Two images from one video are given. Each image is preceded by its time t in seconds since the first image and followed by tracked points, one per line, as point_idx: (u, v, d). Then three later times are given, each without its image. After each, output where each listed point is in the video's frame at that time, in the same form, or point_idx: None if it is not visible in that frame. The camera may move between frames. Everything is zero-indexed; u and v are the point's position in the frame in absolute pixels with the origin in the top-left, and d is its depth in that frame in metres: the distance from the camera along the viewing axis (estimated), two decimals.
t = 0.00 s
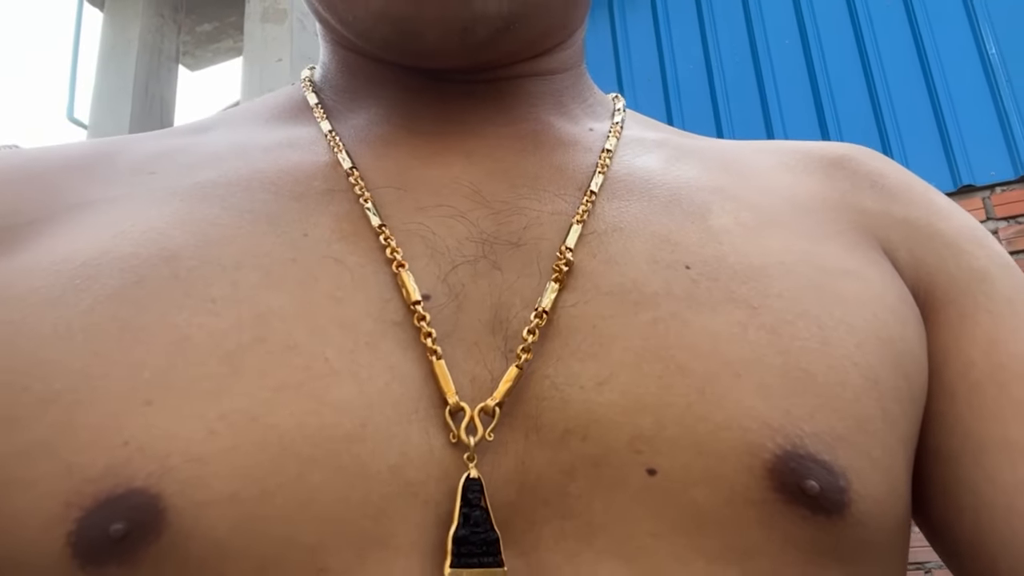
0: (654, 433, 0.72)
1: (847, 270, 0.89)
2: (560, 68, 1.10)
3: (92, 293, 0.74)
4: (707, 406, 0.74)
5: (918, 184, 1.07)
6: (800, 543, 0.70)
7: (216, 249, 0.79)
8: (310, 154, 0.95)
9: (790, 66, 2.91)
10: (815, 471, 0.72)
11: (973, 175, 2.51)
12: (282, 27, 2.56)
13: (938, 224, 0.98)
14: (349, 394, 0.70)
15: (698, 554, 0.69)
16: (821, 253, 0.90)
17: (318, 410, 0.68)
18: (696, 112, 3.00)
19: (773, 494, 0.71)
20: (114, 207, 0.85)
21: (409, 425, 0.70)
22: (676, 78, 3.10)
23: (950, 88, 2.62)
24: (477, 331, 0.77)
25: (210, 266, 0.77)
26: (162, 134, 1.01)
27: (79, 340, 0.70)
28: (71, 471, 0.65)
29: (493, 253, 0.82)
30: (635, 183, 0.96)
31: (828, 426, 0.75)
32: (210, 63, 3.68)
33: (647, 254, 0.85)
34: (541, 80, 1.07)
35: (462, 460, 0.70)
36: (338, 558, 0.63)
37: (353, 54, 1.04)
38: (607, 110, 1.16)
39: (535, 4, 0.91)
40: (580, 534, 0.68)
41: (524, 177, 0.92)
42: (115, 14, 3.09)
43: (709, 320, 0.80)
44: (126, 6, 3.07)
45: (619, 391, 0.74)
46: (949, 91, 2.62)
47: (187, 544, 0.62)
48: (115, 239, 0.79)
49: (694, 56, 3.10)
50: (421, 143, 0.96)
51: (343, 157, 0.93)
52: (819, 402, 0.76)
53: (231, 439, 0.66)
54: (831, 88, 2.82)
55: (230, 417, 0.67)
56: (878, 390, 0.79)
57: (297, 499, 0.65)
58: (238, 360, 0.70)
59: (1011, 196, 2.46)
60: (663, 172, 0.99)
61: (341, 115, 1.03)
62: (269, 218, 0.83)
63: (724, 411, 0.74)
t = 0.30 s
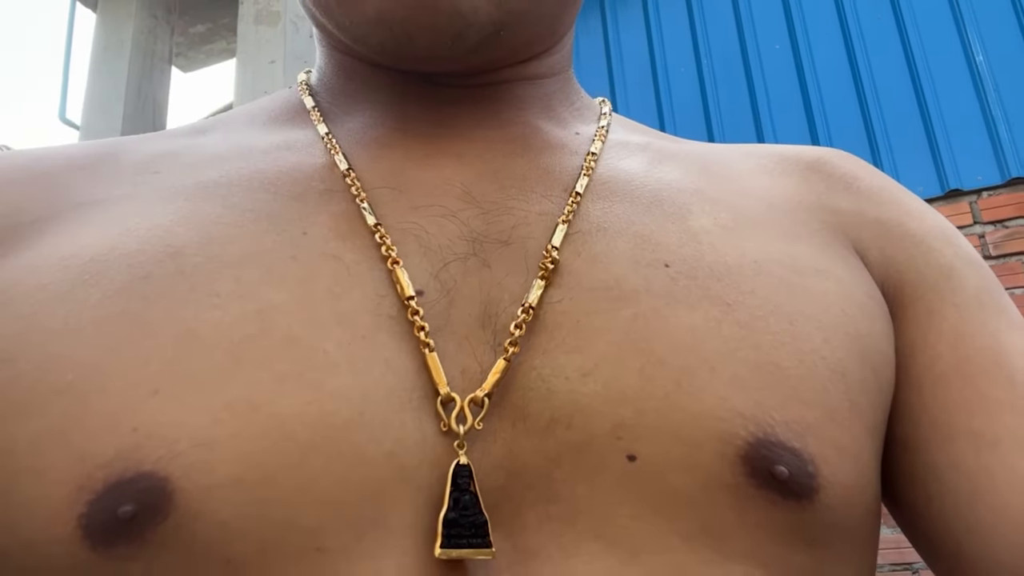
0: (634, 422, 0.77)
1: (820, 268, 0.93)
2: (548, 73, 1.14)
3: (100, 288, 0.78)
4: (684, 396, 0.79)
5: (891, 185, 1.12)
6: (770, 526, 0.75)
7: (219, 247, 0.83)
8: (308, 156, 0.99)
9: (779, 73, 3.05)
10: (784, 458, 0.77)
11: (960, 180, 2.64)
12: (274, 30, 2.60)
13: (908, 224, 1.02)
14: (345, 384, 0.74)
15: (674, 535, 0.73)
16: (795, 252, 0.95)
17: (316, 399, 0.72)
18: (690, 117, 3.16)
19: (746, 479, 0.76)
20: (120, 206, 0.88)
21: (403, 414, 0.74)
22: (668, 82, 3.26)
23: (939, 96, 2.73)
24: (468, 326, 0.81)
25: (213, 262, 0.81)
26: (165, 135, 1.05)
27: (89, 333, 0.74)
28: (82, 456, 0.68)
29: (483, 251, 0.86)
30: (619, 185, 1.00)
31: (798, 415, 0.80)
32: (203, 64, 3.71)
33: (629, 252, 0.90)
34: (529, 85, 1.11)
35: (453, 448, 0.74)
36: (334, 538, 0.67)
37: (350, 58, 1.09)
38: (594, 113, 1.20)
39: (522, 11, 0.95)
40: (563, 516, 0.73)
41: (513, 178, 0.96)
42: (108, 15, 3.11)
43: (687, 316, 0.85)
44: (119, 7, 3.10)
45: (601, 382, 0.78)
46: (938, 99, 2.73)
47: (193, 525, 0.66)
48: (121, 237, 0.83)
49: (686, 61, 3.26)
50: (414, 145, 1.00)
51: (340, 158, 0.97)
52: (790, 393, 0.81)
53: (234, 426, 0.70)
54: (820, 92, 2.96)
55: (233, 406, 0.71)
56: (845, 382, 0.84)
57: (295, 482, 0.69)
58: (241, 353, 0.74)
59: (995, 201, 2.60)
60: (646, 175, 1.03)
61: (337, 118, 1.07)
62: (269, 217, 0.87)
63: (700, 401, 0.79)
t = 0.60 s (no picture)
0: (616, 405, 0.80)
1: (796, 259, 0.97)
2: (536, 71, 1.17)
3: (102, 278, 0.81)
4: (665, 381, 0.82)
5: (867, 181, 1.15)
6: (746, 504, 0.78)
7: (216, 238, 0.86)
8: (302, 151, 1.02)
9: (770, 73, 3.10)
10: (760, 440, 0.80)
11: (949, 182, 2.69)
12: (267, 29, 2.62)
13: (882, 218, 1.06)
14: (339, 370, 0.77)
15: (654, 513, 0.76)
16: (773, 243, 0.99)
17: (312, 383, 0.75)
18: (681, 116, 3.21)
19: (723, 460, 0.79)
20: (119, 200, 0.91)
21: (395, 397, 0.77)
22: (660, 82, 3.31)
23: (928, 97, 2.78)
24: (457, 314, 0.84)
25: (212, 253, 0.84)
26: (162, 132, 1.08)
27: (92, 321, 0.77)
28: (86, 438, 0.71)
29: (472, 242, 0.89)
30: (604, 179, 1.04)
31: (773, 399, 0.83)
32: (196, 64, 3.73)
33: (613, 244, 0.93)
34: (517, 82, 1.15)
35: (443, 431, 0.77)
36: (329, 516, 0.70)
37: (344, 57, 1.12)
38: (582, 111, 1.23)
39: (511, 10, 0.98)
40: (548, 496, 0.76)
41: (501, 173, 1.00)
42: (100, 15, 3.12)
43: (668, 305, 0.88)
44: (112, 7, 3.11)
45: (585, 367, 0.82)
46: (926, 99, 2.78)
47: (193, 503, 0.69)
48: (122, 229, 0.86)
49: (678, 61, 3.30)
50: (405, 141, 1.03)
51: (333, 154, 1.00)
52: (766, 378, 0.84)
53: (233, 409, 0.73)
54: (810, 92, 3.01)
55: (232, 389, 0.74)
56: (819, 368, 0.87)
57: (291, 462, 0.72)
58: (238, 339, 0.77)
59: (984, 203, 2.64)
60: (630, 170, 1.07)
61: (331, 115, 1.10)
62: (266, 210, 0.90)
63: (680, 386, 0.82)
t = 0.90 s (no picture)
0: (608, 393, 0.82)
1: (783, 252, 1.00)
2: (530, 69, 1.20)
3: (108, 270, 0.83)
4: (655, 370, 0.85)
5: (853, 178, 1.18)
6: (733, 488, 0.81)
7: (219, 231, 0.88)
8: (301, 148, 1.04)
9: (762, 73, 3.14)
10: (746, 426, 0.83)
11: (939, 182, 2.72)
12: (262, 29, 2.64)
13: (866, 212, 1.09)
14: (339, 358, 0.79)
15: (644, 497, 0.79)
16: (760, 237, 1.02)
17: (313, 371, 0.78)
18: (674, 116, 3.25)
19: (712, 446, 0.82)
20: (123, 194, 0.93)
21: (394, 385, 0.80)
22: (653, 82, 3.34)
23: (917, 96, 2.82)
24: (454, 305, 0.86)
25: (215, 246, 0.86)
26: (162, 129, 1.10)
27: (99, 312, 0.79)
28: (95, 424, 0.73)
29: (468, 235, 0.92)
30: (596, 175, 1.06)
31: (760, 387, 0.86)
32: (189, 64, 3.74)
33: (604, 237, 0.96)
34: (512, 80, 1.17)
35: (441, 418, 0.79)
36: (330, 499, 0.73)
37: (343, 54, 1.14)
38: (575, 109, 1.26)
39: (506, 7, 1.01)
40: (543, 480, 0.78)
41: (496, 169, 1.02)
42: (93, 14, 3.13)
43: (658, 296, 0.91)
44: (105, 7, 3.12)
45: (578, 355, 0.84)
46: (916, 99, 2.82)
47: (199, 487, 0.71)
48: (127, 223, 0.88)
49: (671, 61, 3.34)
50: (402, 138, 1.06)
51: (332, 150, 1.03)
52: (752, 366, 0.87)
53: (237, 396, 0.75)
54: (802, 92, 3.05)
55: (235, 377, 0.76)
56: (803, 357, 0.90)
57: (293, 448, 0.74)
58: (242, 329, 0.79)
59: (974, 203, 2.68)
60: (622, 166, 1.10)
61: (329, 112, 1.12)
62: (267, 204, 0.92)
63: (670, 374, 0.85)
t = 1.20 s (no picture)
0: (602, 387, 0.84)
1: (774, 249, 1.02)
2: (526, 68, 1.22)
3: (110, 267, 0.84)
4: (649, 364, 0.86)
5: (843, 177, 1.20)
6: (725, 480, 0.83)
7: (219, 228, 0.89)
8: (301, 146, 1.06)
9: (756, 73, 3.16)
10: (737, 419, 0.85)
11: (932, 181, 2.75)
12: (256, 28, 2.65)
13: (856, 210, 1.11)
14: (339, 353, 0.81)
15: (638, 488, 0.80)
16: (752, 234, 1.03)
17: (313, 365, 0.79)
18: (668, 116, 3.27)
19: (704, 438, 0.84)
20: (124, 192, 0.95)
21: (392, 379, 0.81)
22: (648, 82, 3.36)
23: (910, 96, 2.85)
24: (452, 300, 0.88)
25: (215, 243, 0.87)
26: (162, 127, 1.11)
27: (101, 307, 0.81)
28: (98, 418, 0.75)
29: (465, 232, 0.93)
30: (591, 173, 1.08)
31: (750, 381, 0.88)
32: (184, 63, 3.74)
33: (599, 234, 0.98)
34: (508, 79, 1.19)
35: (438, 411, 0.81)
36: (330, 491, 0.74)
37: (341, 54, 1.15)
38: (570, 108, 1.28)
39: (502, 5, 1.02)
40: (538, 472, 0.80)
41: (493, 167, 1.04)
42: (87, 13, 3.13)
43: (652, 292, 0.92)
44: (100, 6, 3.12)
45: (573, 350, 0.86)
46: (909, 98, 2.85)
47: (201, 479, 0.73)
48: (128, 220, 0.90)
49: (665, 61, 3.36)
50: (400, 136, 1.07)
51: (331, 148, 1.04)
52: (744, 360, 0.89)
53: (238, 390, 0.77)
54: (795, 92, 3.07)
55: (237, 371, 0.78)
56: (794, 352, 0.92)
57: (294, 440, 0.75)
58: (243, 324, 0.81)
59: (966, 203, 2.71)
60: (616, 165, 1.11)
61: (328, 111, 1.14)
62: (267, 202, 0.93)
63: (663, 368, 0.86)
